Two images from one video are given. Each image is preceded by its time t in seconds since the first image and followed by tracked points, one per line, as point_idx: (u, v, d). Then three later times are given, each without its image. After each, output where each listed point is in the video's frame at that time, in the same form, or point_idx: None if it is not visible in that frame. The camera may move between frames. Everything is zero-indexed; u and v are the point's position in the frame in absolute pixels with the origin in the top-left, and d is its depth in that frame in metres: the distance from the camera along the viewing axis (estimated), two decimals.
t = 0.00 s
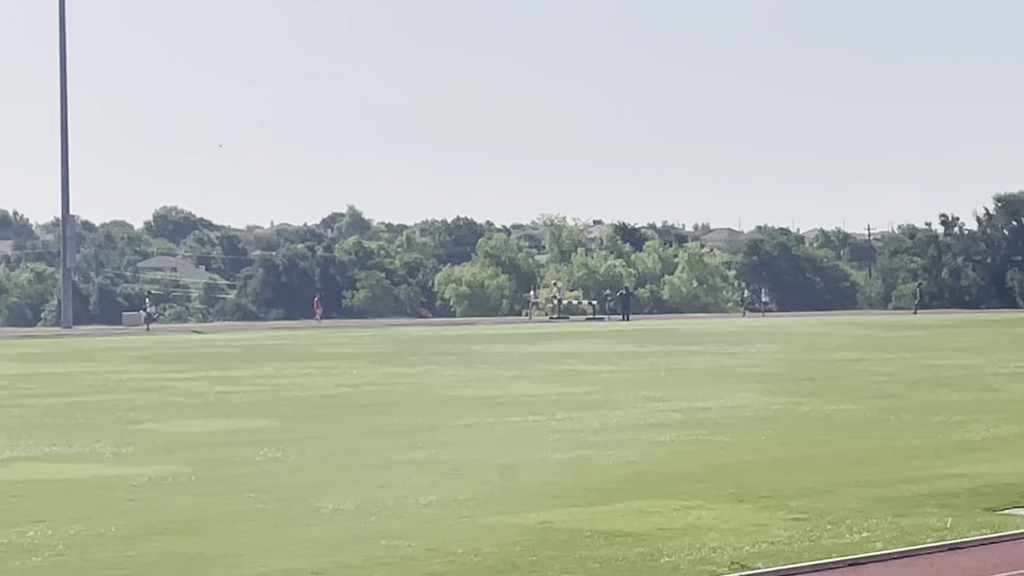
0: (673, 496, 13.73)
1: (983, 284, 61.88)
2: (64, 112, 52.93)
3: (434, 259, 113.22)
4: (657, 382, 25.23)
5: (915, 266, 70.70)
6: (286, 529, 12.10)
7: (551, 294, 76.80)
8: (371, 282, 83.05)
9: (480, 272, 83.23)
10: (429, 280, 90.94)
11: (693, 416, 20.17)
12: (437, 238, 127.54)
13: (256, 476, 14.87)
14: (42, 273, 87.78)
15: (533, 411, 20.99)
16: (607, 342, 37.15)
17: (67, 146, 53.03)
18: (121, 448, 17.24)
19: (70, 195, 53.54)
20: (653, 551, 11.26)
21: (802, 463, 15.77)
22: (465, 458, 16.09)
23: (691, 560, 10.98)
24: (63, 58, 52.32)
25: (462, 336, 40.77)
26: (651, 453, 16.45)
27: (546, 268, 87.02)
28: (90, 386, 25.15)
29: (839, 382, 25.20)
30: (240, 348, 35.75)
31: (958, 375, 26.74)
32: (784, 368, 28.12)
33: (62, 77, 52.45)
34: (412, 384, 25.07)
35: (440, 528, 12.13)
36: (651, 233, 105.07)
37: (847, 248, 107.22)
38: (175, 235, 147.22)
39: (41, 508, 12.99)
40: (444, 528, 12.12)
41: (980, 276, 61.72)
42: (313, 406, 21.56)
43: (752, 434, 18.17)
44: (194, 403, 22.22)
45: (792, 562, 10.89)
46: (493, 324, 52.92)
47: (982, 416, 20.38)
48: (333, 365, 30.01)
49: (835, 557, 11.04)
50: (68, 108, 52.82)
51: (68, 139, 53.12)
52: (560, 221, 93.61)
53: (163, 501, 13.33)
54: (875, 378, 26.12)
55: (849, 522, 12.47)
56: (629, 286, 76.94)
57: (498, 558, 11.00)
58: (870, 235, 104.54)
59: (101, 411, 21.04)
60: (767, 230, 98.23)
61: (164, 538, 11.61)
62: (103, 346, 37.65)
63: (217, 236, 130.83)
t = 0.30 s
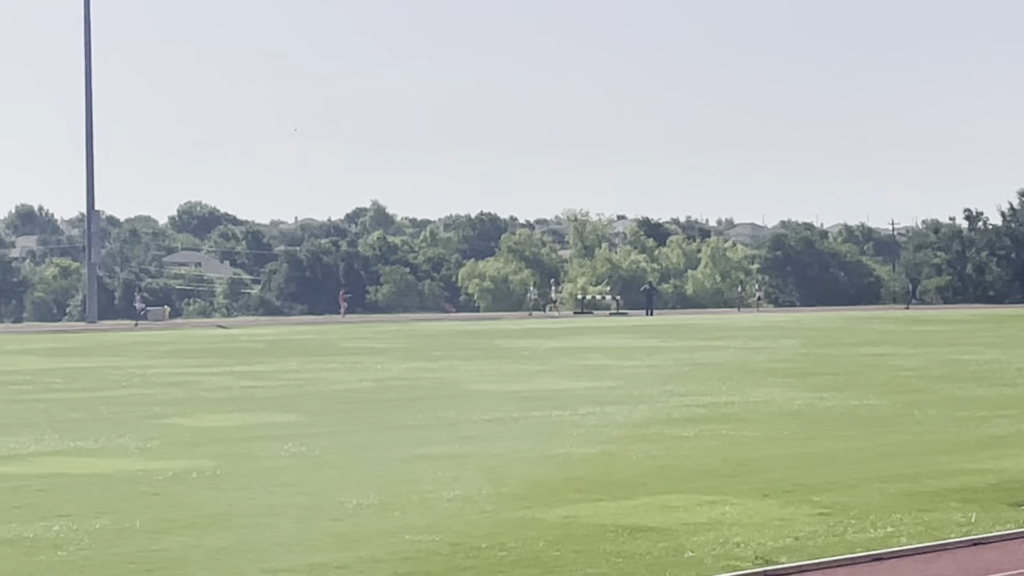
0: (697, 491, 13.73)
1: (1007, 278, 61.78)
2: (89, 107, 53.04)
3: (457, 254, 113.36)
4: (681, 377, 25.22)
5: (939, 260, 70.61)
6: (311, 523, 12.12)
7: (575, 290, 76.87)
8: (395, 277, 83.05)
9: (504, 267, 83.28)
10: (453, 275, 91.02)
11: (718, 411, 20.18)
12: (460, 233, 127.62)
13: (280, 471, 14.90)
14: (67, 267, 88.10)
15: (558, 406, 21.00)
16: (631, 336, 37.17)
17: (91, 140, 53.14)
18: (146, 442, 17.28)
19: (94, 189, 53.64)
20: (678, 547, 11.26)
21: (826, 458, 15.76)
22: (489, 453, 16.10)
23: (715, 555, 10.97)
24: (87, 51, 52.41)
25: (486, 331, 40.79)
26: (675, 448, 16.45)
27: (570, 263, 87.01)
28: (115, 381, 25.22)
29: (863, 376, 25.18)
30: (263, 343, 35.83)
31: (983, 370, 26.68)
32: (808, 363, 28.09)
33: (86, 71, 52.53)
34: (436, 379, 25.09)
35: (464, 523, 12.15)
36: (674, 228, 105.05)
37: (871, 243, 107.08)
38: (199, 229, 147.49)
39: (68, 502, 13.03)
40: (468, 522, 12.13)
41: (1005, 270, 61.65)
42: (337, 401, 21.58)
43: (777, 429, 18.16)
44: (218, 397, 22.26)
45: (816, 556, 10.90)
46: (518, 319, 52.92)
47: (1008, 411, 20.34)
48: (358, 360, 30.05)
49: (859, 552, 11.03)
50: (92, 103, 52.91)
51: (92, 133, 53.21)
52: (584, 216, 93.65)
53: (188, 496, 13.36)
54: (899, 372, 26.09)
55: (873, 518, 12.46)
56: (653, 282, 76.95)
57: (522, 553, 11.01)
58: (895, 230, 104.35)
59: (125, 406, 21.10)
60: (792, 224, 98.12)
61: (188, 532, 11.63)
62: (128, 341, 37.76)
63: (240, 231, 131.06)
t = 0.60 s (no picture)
0: (717, 486, 13.71)
1: None
2: (110, 101, 53.13)
3: (478, 250, 113.39)
4: (700, 371, 25.24)
5: (962, 256, 70.54)
6: (331, 518, 12.14)
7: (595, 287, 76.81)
8: (415, 272, 83.00)
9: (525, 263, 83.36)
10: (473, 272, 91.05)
11: (739, 407, 20.16)
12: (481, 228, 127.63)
13: (300, 466, 14.91)
14: (88, 263, 88.24)
15: (578, 401, 21.00)
16: (651, 331, 37.16)
17: (113, 134, 53.17)
18: (168, 436, 17.30)
19: (115, 185, 53.73)
20: (697, 541, 11.25)
21: (846, 453, 15.74)
22: (509, 448, 16.09)
23: (734, 549, 10.96)
24: (109, 45, 52.49)
25: (507, 325, 40.80)
26: (694, 443, 16.44)
27: (591, 258, 87.07)
28: (136, 376, 25.27)
29: (884, 371, 25.17)
30: (284, 338, 35.86)
31: (1003, 365, 26.64)
32: (827, 358, 28.08)
33: (107, 66, 52.61)
34: (455, 374, 25.09)
35: (484, 518, 12.14)
36: (696, 224, 104.97)
37: (892, 237, 107.01)
38: (220, 227, 147.53)
39: (88, 497, 13.04)
40: (488, 517, 12.15)
41: None
42: (357, 397, 21.59)
43: (798, 423, 18.17)
44: (238, 392, 22.27)
45: (837, 552, 10.88)
46: (540, 313, 52.95)
47: None
48: (378, 355, 30.06)
49: (881, 548, 11.02)
50: (114, 98, 53.00)
51: (114, 128, 53.29)
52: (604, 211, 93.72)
53: (208, 491, 13.37)
54: (920, 367, 26.05)
55: (894, 512, 12.45)
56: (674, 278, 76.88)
57: (542, 548, 11.01)
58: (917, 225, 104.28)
59: (146, 400, 21.11)
60: (813, 220, 97.99)
61: (207, 528, 11.64)
62: (149, 336, 37.77)
63: (261, 227, 131.18)
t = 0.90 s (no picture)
0: (736, 484, 13.70)
1: None
2: (131, 96, 53.18)
3: (498, 246, 113.47)
4: (720, 369, 25.22)
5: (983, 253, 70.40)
6: (350, 514, 12.14)
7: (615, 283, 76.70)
8: (435, 269, 83.07)
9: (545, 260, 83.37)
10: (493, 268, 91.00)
11: (759, 404, 20.13)
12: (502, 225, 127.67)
13: (320, 462, 14.92)
14: (109, 259, 88.30)
15: (599, 398, 21.00)
16: (671, 329, 37.14)
17: (133, 130, 53.25)
18: (188, 433, 17.33)
19: (136, 181, 53.77)
20: (717, 539, 11.25)
21: (865, 451, 15.72)
22: (529, 445, 16.09)
23: (753, 547, 10.95)
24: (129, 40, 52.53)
25: (526, 323, 40.79)
26: (713, 441, 16.42)
27: (611, 254, 87.06)
28: (157, 372, 25.32)
29: (903, 369, 25.12)
30: (304, 335, 35.89)
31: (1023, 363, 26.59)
32: (847, 356, 28.05)
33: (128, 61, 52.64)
34: (475, 371, 25.10)
35: (503, 513, 12.15)
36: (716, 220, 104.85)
37: (913, 234, 106.86)
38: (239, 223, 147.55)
39: (108, 493, 13.06)
40: (508, 514, 12.14)
41: None
42: (377, 393, 21.59)
43: (819, 421, 18.16)
44: (258, 388, 22.30)
45: (856, 549, 10.87)
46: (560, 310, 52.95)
47: None
48: (398, 351, 30.08)
49: (901, 545, 11.00)
50: (134, 94, 53.02)
51: (134, 123, 53.31)
52: (624, 208, 93.66)
53: (229, 486, 13.39)
54: (941, 365, 26.02)
55: (914, 510, 12.43)
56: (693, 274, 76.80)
57: (562, 544, 11.00)
58: (937, 222, 104.13)
59: (166, 397, 21.14)
60: (833, 217, 97.82)
61: (228, 523, 11.66)
62: (169, 332, 37.80)
63: (281, 224, 131.24)
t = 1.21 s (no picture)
0: (756, 481, 13.70)
1: None
2: (151, 93, 53.28)
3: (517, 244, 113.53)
4: (739, 366, 25.22)
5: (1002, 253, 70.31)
6: (370, 512, 12.16)
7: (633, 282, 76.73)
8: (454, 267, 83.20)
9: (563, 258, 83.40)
10: (512, 265, 91.12)
11: (779, 402, 20.11)
12: (521, 223, 127.69)
13: (341, 459, 14.95)
14: (129, 256, 88.58)
15: (617, 395, 21.03)
16: (691, 327, 37.13)
17: (154, 127, 53.36)
18: (208, 429, 17.37)
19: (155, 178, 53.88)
20: (736, 536, 11.26)
21: (885, 449, 15.73)
22: (548, 442, 16.11)
23: (773, 545, 10.96)
24: (150, 36, 52.64)
25: (544, 320, 40.83)
26: (732, 439, 16.43)
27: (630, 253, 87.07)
28: (177, 368, 25.37)
29: (923, 367, 25.11)
30: (324, 332, 35.92)
31: None
32: (867, 354, 28.04)
33: (148, 58, 52.75)
34: (495, 368, 25.12)
35: (524, 511, 12.17)
36: (735, 219, 104.89)
37: (932, 233, 106.76)
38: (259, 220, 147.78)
39: (128, 489, 13.10)
40: (527, 511, 12.16)
41: None
42: (396, 390, 21.62)
43: (839, 420, 18.16)
44: (279, 385, 22.33)
45: (876, 548, 10.87)
46: (579, 307, 52.97)
47: None
48: (417, 349, 30.10)
49: (920, 543, 11.01)
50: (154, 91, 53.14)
51: (154, 119, 53.42)
52: (643, 206, 93.70)
53: (248, 482, 13.43)
54: (960, 363, 26.01)
55: (933, 508, 12.44)
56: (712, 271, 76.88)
57: (582, 541, 11.02)
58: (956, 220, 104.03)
59: (186, 393, 21.20)
60: (852, 215, 97.82)
61: (249, 520, 11.69)
62: (188, 329, 37.88)
63: (301, 221, 131.41)
